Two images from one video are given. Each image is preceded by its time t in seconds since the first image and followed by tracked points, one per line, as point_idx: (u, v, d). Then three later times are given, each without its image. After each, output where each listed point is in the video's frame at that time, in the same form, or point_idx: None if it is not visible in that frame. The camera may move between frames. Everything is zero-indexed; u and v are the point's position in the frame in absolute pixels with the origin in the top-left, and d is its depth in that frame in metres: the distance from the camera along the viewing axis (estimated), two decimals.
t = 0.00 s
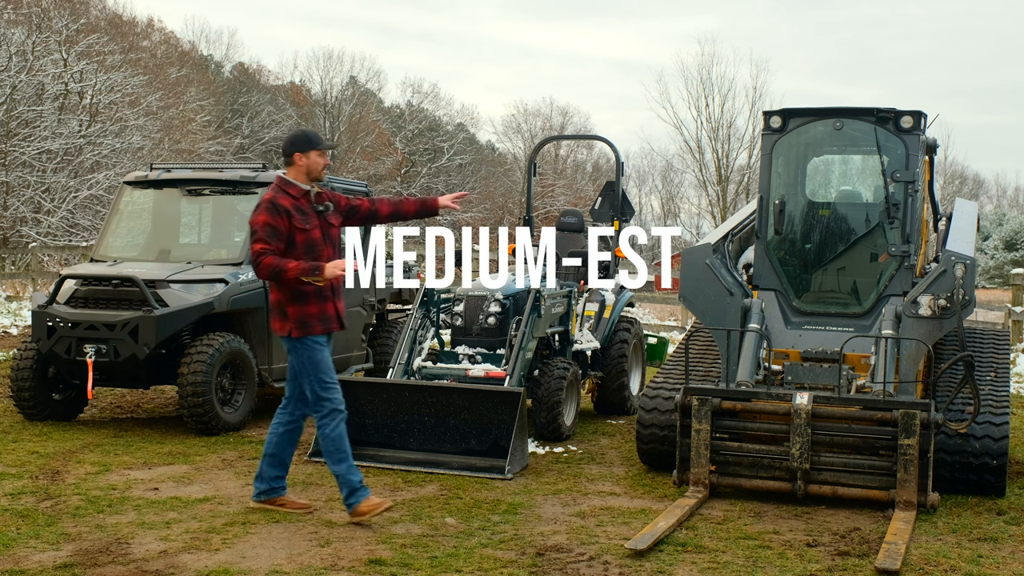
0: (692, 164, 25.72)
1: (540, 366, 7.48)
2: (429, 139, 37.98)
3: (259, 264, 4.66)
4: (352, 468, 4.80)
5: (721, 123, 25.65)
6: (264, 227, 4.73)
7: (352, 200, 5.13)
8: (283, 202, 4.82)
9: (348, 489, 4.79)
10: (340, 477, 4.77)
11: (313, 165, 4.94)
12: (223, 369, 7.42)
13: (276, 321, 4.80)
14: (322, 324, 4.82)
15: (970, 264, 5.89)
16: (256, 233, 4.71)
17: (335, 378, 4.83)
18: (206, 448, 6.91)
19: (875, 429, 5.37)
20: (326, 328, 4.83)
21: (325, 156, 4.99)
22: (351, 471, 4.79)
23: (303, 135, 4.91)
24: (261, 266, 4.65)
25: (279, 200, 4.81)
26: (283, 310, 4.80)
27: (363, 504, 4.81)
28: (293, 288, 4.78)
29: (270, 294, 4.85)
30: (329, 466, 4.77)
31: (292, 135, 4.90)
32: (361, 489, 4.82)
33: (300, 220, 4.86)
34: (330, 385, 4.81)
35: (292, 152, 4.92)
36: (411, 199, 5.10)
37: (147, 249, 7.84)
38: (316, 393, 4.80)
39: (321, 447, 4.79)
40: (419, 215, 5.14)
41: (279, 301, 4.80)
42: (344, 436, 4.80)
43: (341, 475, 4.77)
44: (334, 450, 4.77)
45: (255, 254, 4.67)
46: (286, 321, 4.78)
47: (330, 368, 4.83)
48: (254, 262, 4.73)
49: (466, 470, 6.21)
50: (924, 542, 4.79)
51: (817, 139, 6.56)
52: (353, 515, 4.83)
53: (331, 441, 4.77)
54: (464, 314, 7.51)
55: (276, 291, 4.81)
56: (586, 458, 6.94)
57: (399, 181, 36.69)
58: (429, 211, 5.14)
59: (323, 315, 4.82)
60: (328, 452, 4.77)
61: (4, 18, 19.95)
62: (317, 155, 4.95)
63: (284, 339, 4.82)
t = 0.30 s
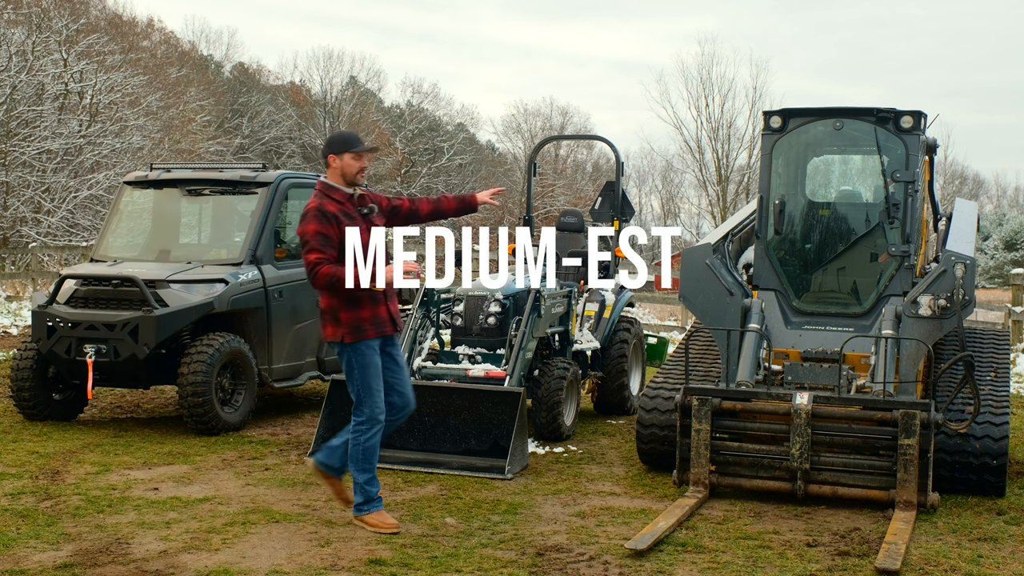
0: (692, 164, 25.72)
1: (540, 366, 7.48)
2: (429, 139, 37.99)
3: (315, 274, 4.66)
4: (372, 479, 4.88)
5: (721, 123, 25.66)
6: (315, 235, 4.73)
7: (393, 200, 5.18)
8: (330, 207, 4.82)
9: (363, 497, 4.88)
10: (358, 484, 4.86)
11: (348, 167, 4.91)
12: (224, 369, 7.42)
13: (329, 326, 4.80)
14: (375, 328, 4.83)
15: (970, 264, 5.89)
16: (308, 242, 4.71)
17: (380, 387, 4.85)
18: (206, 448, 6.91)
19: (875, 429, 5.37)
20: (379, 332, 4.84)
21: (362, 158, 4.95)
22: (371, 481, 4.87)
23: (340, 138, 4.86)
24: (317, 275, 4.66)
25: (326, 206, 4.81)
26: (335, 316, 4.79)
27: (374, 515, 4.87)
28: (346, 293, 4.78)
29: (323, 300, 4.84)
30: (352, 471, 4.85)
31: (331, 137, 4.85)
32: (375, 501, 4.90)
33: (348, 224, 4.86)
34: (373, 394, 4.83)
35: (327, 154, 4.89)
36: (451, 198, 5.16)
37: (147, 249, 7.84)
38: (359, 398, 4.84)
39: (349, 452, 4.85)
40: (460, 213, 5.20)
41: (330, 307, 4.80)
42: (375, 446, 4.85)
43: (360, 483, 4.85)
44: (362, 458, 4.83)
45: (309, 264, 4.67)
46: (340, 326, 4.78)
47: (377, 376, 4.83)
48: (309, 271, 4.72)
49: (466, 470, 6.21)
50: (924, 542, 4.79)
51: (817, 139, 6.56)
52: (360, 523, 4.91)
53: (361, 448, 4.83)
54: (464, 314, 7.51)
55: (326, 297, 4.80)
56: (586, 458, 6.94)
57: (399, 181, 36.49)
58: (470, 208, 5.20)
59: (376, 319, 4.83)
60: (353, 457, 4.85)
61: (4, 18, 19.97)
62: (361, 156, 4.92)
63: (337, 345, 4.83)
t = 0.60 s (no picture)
0: (692, 164, 25.73)
1: (540, 366, 7.49)
2: (430, 139, 38.03)
3: (353, 269, 4.63)
4: (375, 480, 4.85)
5: (721, 123, 25.69)
6: (353, 231, 4.69)
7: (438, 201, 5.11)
8: (370, 204, 4.78)
9: (364, 496, 4.87)
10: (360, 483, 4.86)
11: (378, 165, 4.84)
12: (223, 369, 7.42)
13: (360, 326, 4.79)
14: (405, 331, 4.78)
15: (970, 264, 5.89)
16: (345, 237, 4.68)
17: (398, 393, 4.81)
18: (206, 448, 6.91)
19: (875, 429, 5.37)
20: (411, 335, 4.79)
21: (393, 156, 4.84)
22: (373, 482, 4.85)
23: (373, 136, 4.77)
24: (356, 270, 4.62)
25: (364, 203, 4.77)
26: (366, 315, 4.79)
27: (374, 516, 4.85)
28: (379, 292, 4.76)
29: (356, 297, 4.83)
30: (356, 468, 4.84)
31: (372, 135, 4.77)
32: (375, 501, 4.89)
33: (386, 223, 4.81)
34: (390, 399, 4.80)
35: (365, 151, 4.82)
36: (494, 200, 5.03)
37: (147, 249, 7.85)
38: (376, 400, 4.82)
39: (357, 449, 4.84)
40: (505, 215, 5.10)
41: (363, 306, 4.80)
42: (383, 450, 4.81)
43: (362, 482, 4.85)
44: (367, 458, 4.80)
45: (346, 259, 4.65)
46: (370, 326, 4.77)
47: (397, 382, 4.80)
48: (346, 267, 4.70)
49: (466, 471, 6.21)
50: (924, 542, 4.79)
51: (817, 139, 6.56)
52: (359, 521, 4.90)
53: (368, 449, 4.80)
54: (464, 314, 7.55)
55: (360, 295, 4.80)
56: (586, 458, 6.94)
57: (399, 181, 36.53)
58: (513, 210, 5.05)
59: (408, 322, 4.78)
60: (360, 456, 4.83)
61: (4, 18, 19.99)
62: (396, 152, 4.81)
63: (366, 345, 4.81)
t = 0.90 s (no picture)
0: (692, 164, 25.73)
1: (540, 366, 7.48)
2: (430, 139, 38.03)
3: (382, 268, 4.60)
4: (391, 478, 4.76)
5: (721, 123, 25.69)
6: (387, 230, 4.66)
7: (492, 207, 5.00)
8: (412, 204, 4.74)
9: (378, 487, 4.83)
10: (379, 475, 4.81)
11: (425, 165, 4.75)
12: (223, 369, 7.42)
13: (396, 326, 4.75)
14: (440, 334, 4.68)
15: (970, 264, 5.88)
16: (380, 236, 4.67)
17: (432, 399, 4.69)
18: (206, 448, 6.91)
19: (875, 429, 5.37)
20: (445, 338, 4.68)
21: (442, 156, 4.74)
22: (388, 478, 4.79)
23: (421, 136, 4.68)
24: (384, 270, 4.59)
25: (405, 203, 4.73)
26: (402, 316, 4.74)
27: (381, 511, 4.81)
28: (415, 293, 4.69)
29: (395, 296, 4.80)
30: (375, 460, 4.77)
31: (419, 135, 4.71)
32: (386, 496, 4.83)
33: (426, 223, 4.75)
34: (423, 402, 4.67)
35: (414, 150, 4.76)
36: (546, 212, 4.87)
37: (147, 249, 7.85)
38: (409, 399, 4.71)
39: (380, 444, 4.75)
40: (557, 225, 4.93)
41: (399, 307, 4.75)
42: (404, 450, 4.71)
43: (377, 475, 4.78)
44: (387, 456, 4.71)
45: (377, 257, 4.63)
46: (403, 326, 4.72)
47: (431, 386, 4.68)
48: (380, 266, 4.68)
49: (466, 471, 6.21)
50: (923, 542, 4.79)
51: (816, 139, 6.56)
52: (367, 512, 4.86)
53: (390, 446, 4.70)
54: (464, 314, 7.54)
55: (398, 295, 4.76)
56: (586, 458, 6.94)
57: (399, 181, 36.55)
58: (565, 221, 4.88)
59: (442, 325, 4.67)
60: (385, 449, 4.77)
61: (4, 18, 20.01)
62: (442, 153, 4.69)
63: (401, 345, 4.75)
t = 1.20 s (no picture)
0: (692, 164, 25.73)
1: (540, 366, 7.48)
2: (429, 139, 37.97)
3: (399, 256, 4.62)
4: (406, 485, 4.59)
5: (721, 123, 25.69)
6: (411, 220, 4.68)
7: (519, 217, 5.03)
8: (440, 198, 4.75)
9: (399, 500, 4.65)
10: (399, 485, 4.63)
11: (467, 161, 4.74)
12: (223, 369, 7.42)
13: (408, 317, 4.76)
14: (449, 329, 4.67)
15: (970, 264, 5.88)
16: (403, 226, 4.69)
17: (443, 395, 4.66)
18: (206, 448, 6.92)
19: (875, 429, 5.37)
20: (454, 335, 4.67)
21: (485, 152, 4.75)
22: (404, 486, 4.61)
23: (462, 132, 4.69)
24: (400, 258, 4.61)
25: (432, 195, 4.75)
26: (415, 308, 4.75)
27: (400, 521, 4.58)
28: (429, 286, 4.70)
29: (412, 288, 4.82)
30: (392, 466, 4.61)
31: (458, 130, 4.70)
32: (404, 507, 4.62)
33: (451, 218, 4.76)
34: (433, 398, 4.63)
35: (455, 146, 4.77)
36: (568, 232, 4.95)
37: (147, 249, 7.85)
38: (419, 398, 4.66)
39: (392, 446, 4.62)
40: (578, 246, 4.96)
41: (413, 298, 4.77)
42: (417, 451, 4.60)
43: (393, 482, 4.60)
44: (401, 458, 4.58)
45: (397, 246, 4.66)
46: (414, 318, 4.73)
47: (441, 384, 4.66)
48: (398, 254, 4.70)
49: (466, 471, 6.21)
50: (923, 542, 4.79)
51: (817, 139, 6.56)
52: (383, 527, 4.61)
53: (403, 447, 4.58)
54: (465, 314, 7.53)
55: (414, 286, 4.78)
56: (587, 458, 6.94)
57: (399, 181, 36.55)
58: (586, 242, 4.93)
59: (452, 321, 4.67)
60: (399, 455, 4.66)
61: (4, 18, 20.01)
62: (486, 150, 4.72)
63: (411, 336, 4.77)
